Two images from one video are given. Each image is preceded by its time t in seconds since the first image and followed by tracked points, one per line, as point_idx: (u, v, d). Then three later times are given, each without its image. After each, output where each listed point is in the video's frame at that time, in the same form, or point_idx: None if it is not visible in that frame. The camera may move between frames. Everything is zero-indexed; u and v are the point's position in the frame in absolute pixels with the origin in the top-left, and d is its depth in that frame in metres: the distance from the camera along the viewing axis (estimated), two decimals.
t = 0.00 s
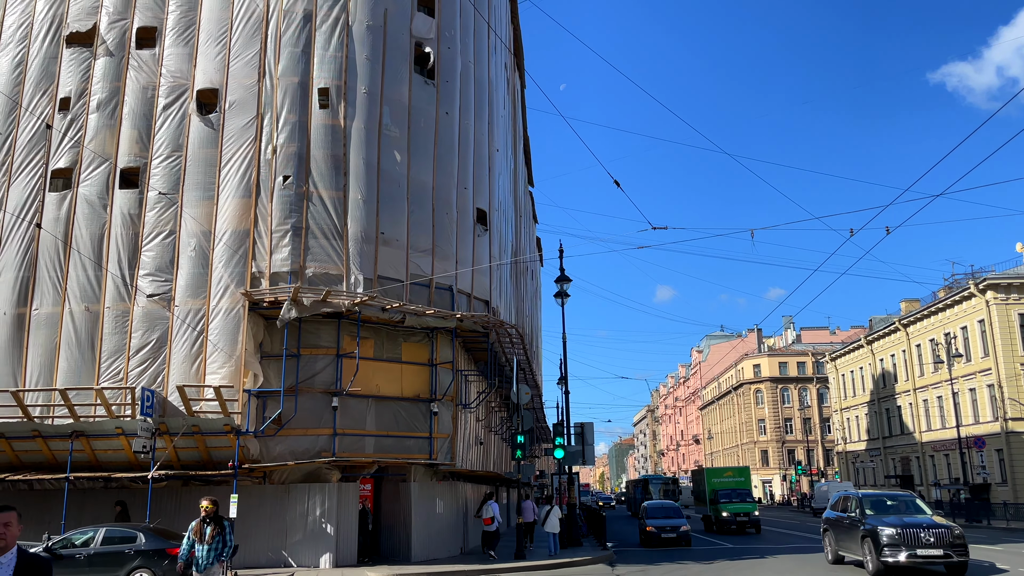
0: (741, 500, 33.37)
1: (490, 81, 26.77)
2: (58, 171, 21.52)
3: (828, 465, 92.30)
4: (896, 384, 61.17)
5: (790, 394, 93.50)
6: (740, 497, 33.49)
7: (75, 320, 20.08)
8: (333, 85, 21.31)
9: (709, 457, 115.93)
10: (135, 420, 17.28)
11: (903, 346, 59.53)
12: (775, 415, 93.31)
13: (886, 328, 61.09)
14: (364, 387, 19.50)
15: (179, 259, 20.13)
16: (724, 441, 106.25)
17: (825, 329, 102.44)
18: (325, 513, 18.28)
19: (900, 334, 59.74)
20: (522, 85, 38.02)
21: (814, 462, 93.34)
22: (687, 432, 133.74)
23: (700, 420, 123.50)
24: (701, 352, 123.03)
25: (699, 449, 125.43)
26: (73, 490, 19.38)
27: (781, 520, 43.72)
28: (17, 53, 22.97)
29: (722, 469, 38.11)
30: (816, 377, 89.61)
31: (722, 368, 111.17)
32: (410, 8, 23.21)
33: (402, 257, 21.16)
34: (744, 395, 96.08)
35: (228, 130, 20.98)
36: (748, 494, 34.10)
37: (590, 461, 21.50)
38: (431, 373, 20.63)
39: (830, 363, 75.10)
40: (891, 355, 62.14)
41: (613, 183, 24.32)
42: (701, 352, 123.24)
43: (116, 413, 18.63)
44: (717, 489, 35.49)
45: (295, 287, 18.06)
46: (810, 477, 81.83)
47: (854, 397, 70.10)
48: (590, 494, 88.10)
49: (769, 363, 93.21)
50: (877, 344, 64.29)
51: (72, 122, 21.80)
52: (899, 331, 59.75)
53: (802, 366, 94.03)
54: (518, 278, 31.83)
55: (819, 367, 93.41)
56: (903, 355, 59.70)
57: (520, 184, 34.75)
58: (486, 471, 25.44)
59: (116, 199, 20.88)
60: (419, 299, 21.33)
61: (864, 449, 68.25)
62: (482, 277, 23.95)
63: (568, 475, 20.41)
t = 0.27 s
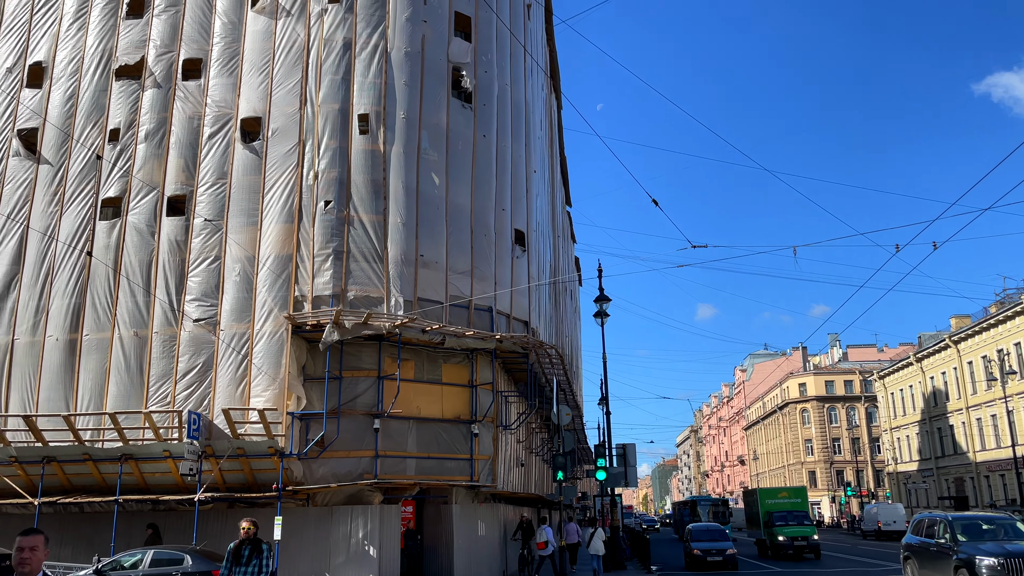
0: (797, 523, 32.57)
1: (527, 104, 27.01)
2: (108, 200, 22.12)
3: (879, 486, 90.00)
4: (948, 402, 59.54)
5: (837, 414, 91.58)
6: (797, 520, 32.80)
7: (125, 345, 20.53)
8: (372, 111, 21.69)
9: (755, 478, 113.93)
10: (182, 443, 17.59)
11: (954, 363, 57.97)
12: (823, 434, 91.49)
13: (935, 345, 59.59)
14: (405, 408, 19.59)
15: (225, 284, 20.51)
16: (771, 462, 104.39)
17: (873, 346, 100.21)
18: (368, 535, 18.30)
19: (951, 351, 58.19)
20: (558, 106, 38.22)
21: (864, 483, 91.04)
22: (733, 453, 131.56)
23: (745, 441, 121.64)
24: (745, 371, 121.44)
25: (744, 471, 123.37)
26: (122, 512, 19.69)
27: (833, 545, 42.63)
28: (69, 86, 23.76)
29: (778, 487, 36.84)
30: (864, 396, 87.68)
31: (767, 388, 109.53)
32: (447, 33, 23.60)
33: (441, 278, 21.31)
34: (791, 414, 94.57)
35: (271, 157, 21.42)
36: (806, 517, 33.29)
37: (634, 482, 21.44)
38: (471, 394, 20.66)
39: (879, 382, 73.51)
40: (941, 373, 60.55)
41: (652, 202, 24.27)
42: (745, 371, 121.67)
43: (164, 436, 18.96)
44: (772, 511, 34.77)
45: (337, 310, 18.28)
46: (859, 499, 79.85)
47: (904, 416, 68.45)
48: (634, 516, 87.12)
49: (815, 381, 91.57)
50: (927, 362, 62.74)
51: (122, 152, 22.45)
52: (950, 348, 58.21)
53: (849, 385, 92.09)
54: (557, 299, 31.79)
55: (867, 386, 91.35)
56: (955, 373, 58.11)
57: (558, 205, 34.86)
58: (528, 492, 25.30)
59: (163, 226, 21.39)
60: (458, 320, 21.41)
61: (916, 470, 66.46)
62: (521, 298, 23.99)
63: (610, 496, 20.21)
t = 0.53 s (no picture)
0: (865, 547, 31.41)
1: (569, 124, 27.09)
2: (162, 228, 22.73)
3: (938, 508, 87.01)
4: (1010, 420, 57.43)
5: (893, 433, 89.08)
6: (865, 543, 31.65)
7: (178, 369, 20.98)
8: (416, 136, 22.03)
9: (809, 499, 111.26)
10: (234, 465, 17.83)
11: (1016, 379, 55.97)
12: (879, 454, 89.03)
13: (995, 360, 57.64)
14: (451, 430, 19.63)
15: (274, 309, 20.88)
16: (825, 482, 101.90)
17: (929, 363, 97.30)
18: (417, 558, 18.37)
19: (1012, 367, 56.19)
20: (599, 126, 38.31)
21: (922, 504, 88.11)
22: (785, 473, 128.66)
23: (798, 461, 119.02)
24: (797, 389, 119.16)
25: (797, 492, 120.58)
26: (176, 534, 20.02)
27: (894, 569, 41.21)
28: (124, 119, 24.57)
29: (841, 508, 34.23)
30: (922, 414, 85.14)
31: (820, 407, 107.22)
32: (488, 57, 23.91)
33: (486, 300, 21.41)
34: (845, 433, 92.47)
35: (318, 183, 21.83)
36: (874, 539, 32.20)
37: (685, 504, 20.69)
38: (517, 415, 20.61)
39: (937, 400, 71.42)
40: (1002, 390, 58.50)
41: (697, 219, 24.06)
42: (796, 390, 119.37)
43: (216, 459, 19.28)
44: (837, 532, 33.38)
45: (383, 332, 18.47)
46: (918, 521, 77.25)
47: (964, 434, 66.26)
48: (683, 538, 85.63)
49: (870, 400, 89.04)
50: (987, 378, 60.73)
51: (175, 181, 23.10)
52: (1012, 364, 56.21)
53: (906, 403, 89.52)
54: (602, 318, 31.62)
55: (925, 403, 88.70)
56: (1017, 389, 56.07)
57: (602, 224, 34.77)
58: (576, 514, 25.08)
59: (214, 253, 21.90)
60: (503, 341, 21.43)
61: (978, 491, 64.13)
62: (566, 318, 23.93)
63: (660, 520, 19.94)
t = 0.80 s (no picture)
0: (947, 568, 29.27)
1: (616, 143, 27.09)
2: (220, 256, 23.35)
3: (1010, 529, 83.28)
4: None
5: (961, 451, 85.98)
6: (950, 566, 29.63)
7: (236, 394, 21.41)
8: (464, 159, 22.31)
9: (874, 521, 107.78)
10: (291, 488, 18.07)
11: None
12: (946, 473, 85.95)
13: None
14: (504, 451, 19.61)
15: (328, 332, 21.22)
16: (890, 503, 98.69)
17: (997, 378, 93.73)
18: None
19: None
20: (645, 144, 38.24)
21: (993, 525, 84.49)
22: (847, 494, 124.96)
23: (860, 481, 115.66)
24: (858, 408, 116.16)
25: (861, 513, 117.00)
26: (236, 556, 20.32)
27: None
28: (182, 151, 25.38)
29: (919, 527, 32.78)
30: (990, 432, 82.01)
31: (882, 425, 104.28)
32: (534, 80, 24.17)
33: (536, 320, 21.44)
34: (911, 453, 89.78)
35: (370, 208, 22.21)
36: (957, 563, 29.91)
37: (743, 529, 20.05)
38: (570, 436, 20.49)
39: (1007, 417, 68.85)
40: None
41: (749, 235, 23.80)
42: (857, 408, 116.38)
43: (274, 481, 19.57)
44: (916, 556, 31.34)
45: (434, 354, 18.65)
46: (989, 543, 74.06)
47: None
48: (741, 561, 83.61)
49: (936, 418, 86.83)
50: None
51: (232, 210, 23.75)
52: None
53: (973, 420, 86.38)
54: (653, 337, 31.31)
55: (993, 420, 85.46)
56: None
57: (651, 242, 34.56)
58: (632, 537, 24.71)
59: (270, 279, 22.40)
60: (554, 362, 21.38)
61: None
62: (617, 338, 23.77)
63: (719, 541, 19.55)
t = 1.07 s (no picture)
0: None
1: (669, 159, 26.93)
2: (281, 282, 23.89)
3: None
4: None
5: None
6: None
7: (299, 418, 21.80)
8: (516, 180, 22.48)
9: (949, 542, 103.44)
10: (353, 510, 18.29)
11: None
12: None
13: None
14: (563, 472, 19.52)
15: (387, 355, 21.47)
16: (966, 524, 94.71)
17: None
18: None
19: None
20: (699, 159, 37.90)
21: None
22: (920, 513, 120.32)
23: (933, 501, 111.34)
24: (929, 424, 112.19)
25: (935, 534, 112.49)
26: None
27: None
28: (244, 181, 26.12)
29: (1010, 546, 31.04)
30: None
31: (955, 442, 100.43)
32: (585, 99, 24.27)
33: (592, 339, 21.36)
34: (987, 471, 86.19)
35: (425, 232, 22.53)
36: None
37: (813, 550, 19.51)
38: (630, 456, 20.30)
39: None
40: None
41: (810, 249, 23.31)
42: (928, 424, 112.48)
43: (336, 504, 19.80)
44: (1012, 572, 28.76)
45: (491, 375, 18.77)
46: None
47: None
48: None
49: (1013, 433, 83.15)
50: None
51: (292, 237, 24.32)
52: None
53: None
54: (712, 354, 30.81)
55: None
56: None
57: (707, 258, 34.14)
58: (696, 559, 24.23)
59: (330, 303, 22.83)
60: (612, 381, 21.21)
61: None
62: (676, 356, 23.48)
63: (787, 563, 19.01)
